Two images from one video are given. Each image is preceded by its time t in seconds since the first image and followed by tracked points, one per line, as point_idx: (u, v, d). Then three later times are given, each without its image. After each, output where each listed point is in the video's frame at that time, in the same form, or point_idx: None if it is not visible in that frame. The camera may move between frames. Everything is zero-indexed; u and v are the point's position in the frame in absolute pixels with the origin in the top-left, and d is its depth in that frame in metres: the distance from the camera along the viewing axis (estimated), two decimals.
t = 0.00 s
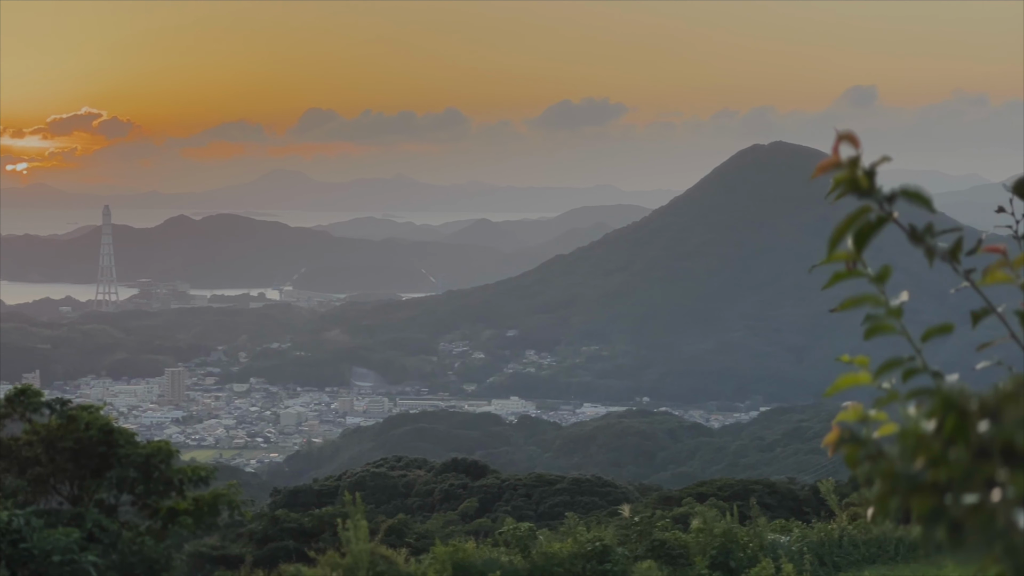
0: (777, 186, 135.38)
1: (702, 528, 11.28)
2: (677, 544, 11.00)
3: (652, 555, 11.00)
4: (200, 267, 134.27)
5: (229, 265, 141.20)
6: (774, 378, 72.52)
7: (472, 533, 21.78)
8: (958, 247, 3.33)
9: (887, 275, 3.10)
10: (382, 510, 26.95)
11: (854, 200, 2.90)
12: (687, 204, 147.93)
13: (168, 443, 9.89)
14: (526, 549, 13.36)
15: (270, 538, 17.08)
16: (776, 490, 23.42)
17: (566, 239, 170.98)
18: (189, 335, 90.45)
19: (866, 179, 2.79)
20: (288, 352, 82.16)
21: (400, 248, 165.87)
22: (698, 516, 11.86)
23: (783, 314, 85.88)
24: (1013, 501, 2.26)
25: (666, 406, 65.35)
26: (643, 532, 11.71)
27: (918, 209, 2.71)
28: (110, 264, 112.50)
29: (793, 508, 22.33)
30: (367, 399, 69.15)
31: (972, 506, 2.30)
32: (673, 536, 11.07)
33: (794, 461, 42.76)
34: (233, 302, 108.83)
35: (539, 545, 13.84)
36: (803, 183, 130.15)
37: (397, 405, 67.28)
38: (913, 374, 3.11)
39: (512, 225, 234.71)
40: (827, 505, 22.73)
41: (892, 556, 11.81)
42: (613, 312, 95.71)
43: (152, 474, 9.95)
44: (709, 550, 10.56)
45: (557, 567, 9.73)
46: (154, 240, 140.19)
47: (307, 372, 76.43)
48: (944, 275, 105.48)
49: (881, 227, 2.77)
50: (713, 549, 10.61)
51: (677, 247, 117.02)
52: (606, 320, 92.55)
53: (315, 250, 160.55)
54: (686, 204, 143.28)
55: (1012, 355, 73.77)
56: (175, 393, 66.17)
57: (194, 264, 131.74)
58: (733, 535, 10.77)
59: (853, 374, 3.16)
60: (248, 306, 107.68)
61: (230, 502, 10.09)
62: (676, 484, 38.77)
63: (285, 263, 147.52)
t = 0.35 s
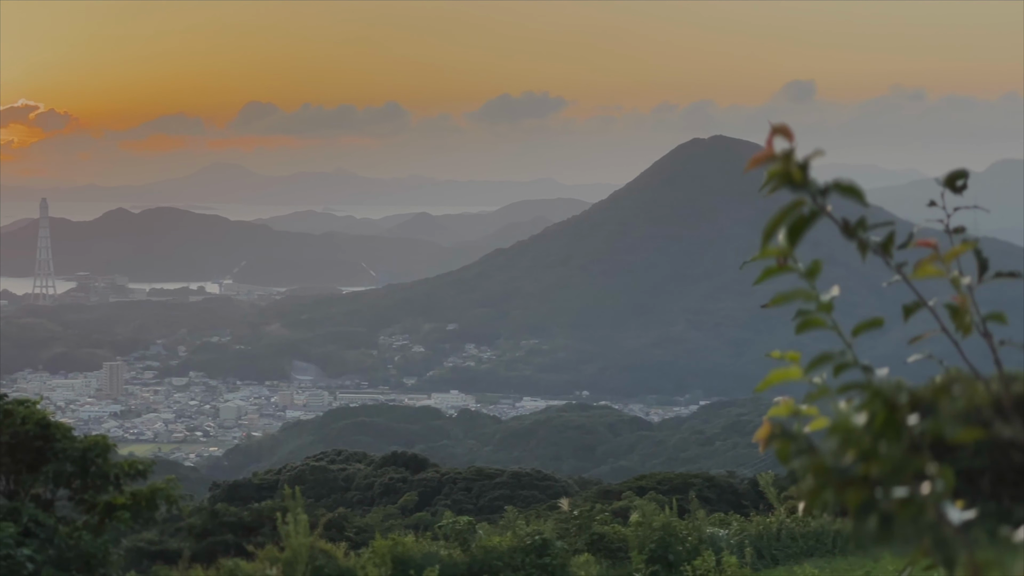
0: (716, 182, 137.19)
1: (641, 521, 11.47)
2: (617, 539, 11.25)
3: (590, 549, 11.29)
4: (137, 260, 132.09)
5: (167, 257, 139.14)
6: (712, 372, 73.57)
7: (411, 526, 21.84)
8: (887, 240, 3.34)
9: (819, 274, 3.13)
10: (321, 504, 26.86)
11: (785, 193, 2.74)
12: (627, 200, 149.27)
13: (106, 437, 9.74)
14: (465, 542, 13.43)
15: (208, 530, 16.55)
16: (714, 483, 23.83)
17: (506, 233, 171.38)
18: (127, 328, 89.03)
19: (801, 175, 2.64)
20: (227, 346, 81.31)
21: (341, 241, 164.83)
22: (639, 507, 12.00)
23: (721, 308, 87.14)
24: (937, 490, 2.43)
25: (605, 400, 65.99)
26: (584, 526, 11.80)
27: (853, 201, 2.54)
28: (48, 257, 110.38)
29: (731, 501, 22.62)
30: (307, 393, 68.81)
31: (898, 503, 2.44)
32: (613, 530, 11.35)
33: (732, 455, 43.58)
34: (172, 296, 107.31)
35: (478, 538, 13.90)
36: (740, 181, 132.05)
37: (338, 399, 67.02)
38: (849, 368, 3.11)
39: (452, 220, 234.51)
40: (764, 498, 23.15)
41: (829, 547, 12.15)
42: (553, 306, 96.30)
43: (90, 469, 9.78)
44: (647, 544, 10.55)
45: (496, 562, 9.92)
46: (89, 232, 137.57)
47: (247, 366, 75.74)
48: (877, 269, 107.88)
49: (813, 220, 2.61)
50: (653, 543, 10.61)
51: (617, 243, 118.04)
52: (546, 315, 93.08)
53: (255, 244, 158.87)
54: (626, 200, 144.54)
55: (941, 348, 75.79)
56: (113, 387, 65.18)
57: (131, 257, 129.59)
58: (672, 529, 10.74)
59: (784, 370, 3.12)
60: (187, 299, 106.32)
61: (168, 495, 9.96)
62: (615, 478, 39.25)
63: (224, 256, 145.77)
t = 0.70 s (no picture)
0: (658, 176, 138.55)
1: (586, 515, 11.52)
2: (558, 532, 11.30)
3: (534, 542, 11.32)
4: (75, 252, 129.73)
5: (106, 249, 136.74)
6: (653, 364, 74.44)
7: (355, 520, 21.89)
8: (819, 232, 3.48)
9: (756, 260, 3.11)
10: (264, 497, 26.75)
11: (715, 191, 2.72)
12: (570, 194, 149.92)
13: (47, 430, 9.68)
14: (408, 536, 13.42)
15: (151, 524, 16.42)
16: (657, 476, 24.18)
17: (450, 225, 171.29)
18: (65, 321, 87.52)
19: (733, 170, 2.60)
20: (168, 339, 80.35)
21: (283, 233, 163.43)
22: (580, 502, 12.30)
23: (663, 301, 88.15)
24: (868, 483, 2.41)
25: (548, 392, 66.48)
26: (527, 520, 11.78)
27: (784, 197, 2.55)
28: None
29: (674, 493, 22.85)
30: (250, 386, 68.34)
31: (826, 489, 2.35)
32: (556, 523, 11.43)
33: (674, 448, 44.24)
34: (112, 287, 105.75)
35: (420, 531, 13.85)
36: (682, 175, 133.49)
37: (281, 391, 66.65)
38: (785, 358, 3.18)
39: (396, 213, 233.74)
40: (706, 490, 23.59)
41: (772, 540, 11.89)
42: (497, 299, 96.63)
43: (29, 463, 9.67)
44: (591, 537, 10.89)
45: (439, 554, 10.02)
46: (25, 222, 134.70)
47: (189, 359, 74.91)
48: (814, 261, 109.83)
49: (749, 214, 2.61)
50: (595, 535, 10.95)
51: (561, 236, 118.71)
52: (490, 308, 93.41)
53: (197, 236, 156.86)
54: (570, 194, 145.39)
55: (875, 341, 77.54)
56: (52, 381, 64.13)
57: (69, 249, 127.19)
58: (613, 521, 11.10)
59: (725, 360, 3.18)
60: (127, 291, 104.82)
61: (109, 491, 9.76)
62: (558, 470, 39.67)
63: (164, 249, 143.76)
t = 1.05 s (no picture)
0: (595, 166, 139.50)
1: (521, 503, 11.75)
2: (495, 520, 11.52)
3: (471, 531, 11.55)
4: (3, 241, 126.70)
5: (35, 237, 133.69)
6: (589, 354, 75.10)
7: (291, 510, 21.87)
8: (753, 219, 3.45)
9: (686, 245, 3.08)
10: (199, 488, 26.57)
11: (651, 173, 2.65)
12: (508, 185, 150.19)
13: None
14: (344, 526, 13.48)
15: (87, 515, 16.16)
16: (593, 465, 24.55)
17: (388, 214, 170.64)
18: None
19: (666, 155, 2.54)
20: (101, 329, 79.00)
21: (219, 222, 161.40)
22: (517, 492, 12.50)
23: (599, 291, 88.91)
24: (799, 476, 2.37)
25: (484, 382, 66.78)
26: (463, 511, 11.94)
27: (715, 183, 2.53)
28: None
29: (610, 483, 23.21)
30: (186, 376, 67.60)
31: (752, 476, 2.38)
32: (491, 512, 11.65)
33: (610, 438, 44.75)
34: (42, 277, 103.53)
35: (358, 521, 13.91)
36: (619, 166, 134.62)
37: (216, 382, 65.99)
38: (714, 347, 3.24)
39: (334, 202, 232.09)
40: (642, 479, 24.01)
41: (706, 530, 12.14)
42: (434, 289, 96.61)
43: None
44: (527, 526, 11.09)
45: (375, 545, 10.12)
46: None
47: (122, 350, 73.76)
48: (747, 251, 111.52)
49: (681, 200, 2.55)
50: (531, 524, 11.17)
51: (499, 226, 119.01)
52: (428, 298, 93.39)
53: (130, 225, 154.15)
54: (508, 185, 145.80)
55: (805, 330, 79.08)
56: None
57: None
58: (549, 510, 11.32)
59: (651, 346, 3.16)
60: (58, 281, 102.76)
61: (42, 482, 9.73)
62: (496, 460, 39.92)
63: (96, 238, 141.08)
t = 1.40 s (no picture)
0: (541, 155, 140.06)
1: (463, 493, 11.98)
2: (437, 509, 11.75)
3: (413, 520, 11.75)
4: None
5: None
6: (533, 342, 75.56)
7: (233, 500, 21.83)
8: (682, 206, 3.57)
9: (622, 231, 3.18)
10: (141, 478, 26.38)
11: (585, 158, 2.77)
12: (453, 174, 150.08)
13: None
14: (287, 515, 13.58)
15: (25, 507, 15.93)
16: (535, 454, 24.82)
17: (333, 203, 169.63)
18: None
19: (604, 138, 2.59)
20: (39, 318, 77.71)
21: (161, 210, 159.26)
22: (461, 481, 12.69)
23: (543, 279, 89.39)
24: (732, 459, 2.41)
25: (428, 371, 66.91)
26: (405, 501, 12.12)
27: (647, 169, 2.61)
28: None
29: (553, 471, 23.55)
30: (127, 366, 66.77)
31: (690, 461, 2.41)
32: (434, 501, 11.88)
33: (553, 426, 45.19)
34: None
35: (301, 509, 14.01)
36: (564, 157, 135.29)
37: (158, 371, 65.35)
38: (651, 332, 3.33)
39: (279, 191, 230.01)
40: (585, 468, 24.39)
41: (648, 518, 12.44)
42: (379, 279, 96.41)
43: None
44: (470, 515, 11.31)
45: (318, 534, 10.29)
46: None
47: (61, 338, 72.68)
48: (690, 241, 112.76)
49: (614, 183, 2.62)
50: (474, 514, 11.38)
51: (444, 215, 119.01)
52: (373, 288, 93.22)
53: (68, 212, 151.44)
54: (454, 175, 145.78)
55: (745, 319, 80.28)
56: None
57: None
58: (491, 499, 11.56)
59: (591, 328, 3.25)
60: None
61: None
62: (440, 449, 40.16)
63: (34, 225, 138.39)
